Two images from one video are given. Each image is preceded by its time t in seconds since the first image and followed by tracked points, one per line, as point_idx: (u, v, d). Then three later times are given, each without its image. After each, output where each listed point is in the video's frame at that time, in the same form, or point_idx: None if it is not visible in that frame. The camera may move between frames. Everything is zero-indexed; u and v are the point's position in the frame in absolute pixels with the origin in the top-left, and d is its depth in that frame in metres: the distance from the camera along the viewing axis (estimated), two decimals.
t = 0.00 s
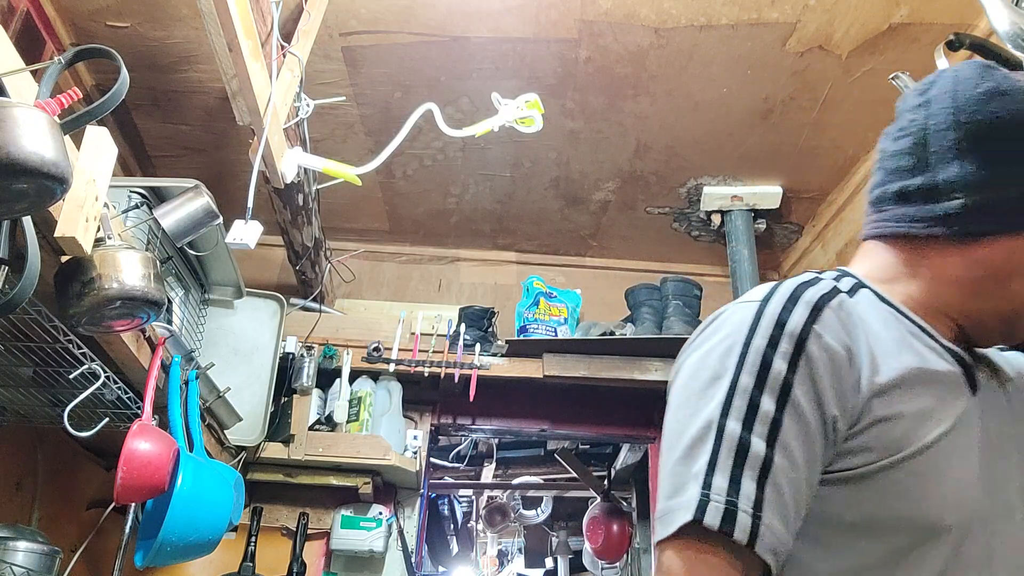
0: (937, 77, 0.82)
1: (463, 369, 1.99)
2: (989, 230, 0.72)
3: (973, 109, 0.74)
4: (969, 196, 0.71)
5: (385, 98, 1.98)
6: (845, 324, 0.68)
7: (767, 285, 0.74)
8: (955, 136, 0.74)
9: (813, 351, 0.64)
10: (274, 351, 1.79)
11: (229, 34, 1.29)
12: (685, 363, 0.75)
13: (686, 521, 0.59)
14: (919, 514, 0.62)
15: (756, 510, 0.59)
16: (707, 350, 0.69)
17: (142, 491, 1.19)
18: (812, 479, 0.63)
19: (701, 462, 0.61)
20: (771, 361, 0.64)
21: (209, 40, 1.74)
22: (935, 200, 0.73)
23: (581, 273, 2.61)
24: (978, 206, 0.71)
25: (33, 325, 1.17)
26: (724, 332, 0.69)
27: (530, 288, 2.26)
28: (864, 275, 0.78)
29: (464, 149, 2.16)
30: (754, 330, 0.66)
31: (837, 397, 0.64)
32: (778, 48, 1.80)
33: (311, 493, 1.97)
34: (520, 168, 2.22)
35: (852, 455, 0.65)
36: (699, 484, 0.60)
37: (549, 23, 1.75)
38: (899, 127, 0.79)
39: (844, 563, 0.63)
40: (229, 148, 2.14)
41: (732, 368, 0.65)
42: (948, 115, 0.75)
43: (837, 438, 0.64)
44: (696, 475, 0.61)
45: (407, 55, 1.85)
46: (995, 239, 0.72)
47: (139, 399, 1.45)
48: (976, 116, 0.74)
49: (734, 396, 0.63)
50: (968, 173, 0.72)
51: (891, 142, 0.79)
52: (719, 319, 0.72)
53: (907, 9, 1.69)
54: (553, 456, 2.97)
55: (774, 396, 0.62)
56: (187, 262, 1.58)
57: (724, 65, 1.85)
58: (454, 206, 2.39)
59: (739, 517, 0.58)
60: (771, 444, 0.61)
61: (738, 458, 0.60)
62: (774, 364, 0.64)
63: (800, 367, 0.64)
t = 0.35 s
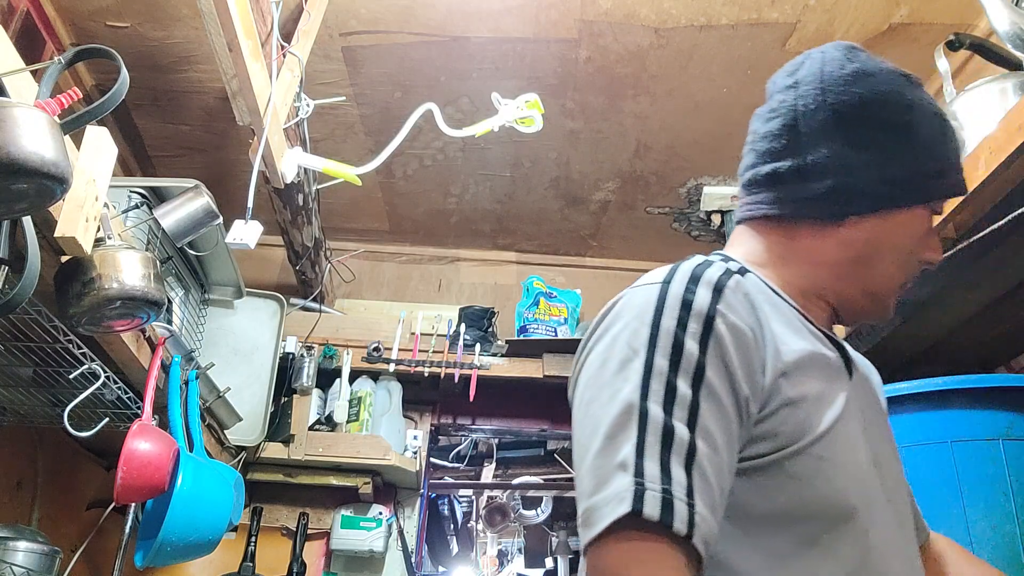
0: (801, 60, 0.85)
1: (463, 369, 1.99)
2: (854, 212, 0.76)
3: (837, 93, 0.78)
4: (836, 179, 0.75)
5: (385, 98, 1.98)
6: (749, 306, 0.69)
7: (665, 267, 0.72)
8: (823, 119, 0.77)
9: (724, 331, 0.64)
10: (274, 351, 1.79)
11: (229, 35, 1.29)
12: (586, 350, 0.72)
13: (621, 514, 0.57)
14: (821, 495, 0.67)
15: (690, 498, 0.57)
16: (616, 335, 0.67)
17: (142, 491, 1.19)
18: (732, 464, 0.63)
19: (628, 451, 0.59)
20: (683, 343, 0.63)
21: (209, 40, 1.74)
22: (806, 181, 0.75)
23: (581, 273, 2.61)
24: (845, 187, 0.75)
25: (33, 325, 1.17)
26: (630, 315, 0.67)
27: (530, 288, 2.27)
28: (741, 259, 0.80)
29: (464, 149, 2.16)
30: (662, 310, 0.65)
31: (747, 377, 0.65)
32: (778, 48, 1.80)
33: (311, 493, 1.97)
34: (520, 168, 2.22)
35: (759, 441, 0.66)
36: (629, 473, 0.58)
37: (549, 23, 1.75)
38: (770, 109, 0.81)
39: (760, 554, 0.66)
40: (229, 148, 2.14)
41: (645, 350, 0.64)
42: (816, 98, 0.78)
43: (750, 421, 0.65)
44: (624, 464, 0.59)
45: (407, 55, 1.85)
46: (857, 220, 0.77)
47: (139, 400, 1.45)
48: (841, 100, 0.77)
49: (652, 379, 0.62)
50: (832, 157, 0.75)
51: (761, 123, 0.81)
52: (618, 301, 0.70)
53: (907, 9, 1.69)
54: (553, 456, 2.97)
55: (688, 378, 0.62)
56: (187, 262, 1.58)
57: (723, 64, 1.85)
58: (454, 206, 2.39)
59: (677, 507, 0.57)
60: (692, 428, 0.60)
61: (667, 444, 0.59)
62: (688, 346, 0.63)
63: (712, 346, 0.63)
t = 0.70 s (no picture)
0: (853, 66, 0.87)
1: (464, 369, 1.99)
2: (903, 222, 0.77)
3: (890, 102, 0.80)
4: (887, 188, 0.76)
5: (385, 98, 1.98)
6: (769, 321, 0.69)
7: (691, 278, 0.73)
8: (876, 129, 0.79)
9: (739, 348, 0.65)
10: (274, 351, 1.79)
11: (229, 35, 1.29)
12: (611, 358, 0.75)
13: (610, 526, 0.59)
14: (835, 511, 0.65)
15: (681, 515, 0.59)
16: (632, 347, 0.68)
17: (142, 491, 1.19)
18: (739, 479, 0.63)
19: (626, 465, 0.61)
20: (695, 358, 0.64)
21: (209, 40, 1.74)
22: (855, 190, 0.77)
23: (581, 273, 2.60)
24: (895, 198, 0.76)
25: (33, 325, 1.17)
26: (648, 328, 0.68)
27: (530, 288, 2.27)
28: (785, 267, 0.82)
29: (464, 149, 2.15)
30: (679, 325, 0.66)
31: (762, 394, 0.65)
32: (778, 48, 1.80)
33: (311, 493, 1.97)
34: (520, 168, 2.22)
35: (773, 455, 0.66)
36: (623, 488, 0.60)
37: (549, 23, 1.75)
38: (822, 114, 0.83)
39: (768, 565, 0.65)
40: (229, 148, 2.14)
41: (656, 364, 0.65)
42: (871, 106, 0.80)
43: (765, 435, 0.65)
44: (621, 478, 0.61)
45: (406, 55, 1.85)
46: (907, 231, 0.78)
47: (139, 399, 1.45)
48: (895, 110, 0.79)
49: (660, 394, 0.63)
50: (885, 167, 0.77)
51: (813, 127, 0.83)
52: (643, 312, 0.72)
53: (907, 9, 1.69)
54: (553, 456, 2.97)
55: (697, 394, 0.63)
56: (187, 262, 1.58)
57: (723, 64, 1.84)
58: (454, 206, 2.39)
59: (664, 522, 0.58)
60: (695, 444, 0.61)
61: (665, 459, 0.60)
62: (699, 361, 0.64)
63: (724, 362, 0.64)
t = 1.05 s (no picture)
0: (963, 78, 0.78)
1: (464, 369, 2.00)
2: (1003, 244, 0.70)
3: (1001, 117, 0.71)
4: (988, 207, 0.69)
5: (385, 98, 1.98)
6: (880, 315, 0.65)
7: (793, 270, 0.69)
8: (981, 145, 0.71)
9: (857, 338, 0.61)
10: (274, 351, 1.79)
11: (229, 34, 1.29)
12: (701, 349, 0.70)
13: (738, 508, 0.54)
14: (940, 513, 0.62)
15: (811, 500, 0.54)
16: (739, 334, 0.64)
17: (142, 491, 1.19)
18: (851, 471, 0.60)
19: (748, 447, 0.56)
20: (814, 346, 0.60)
21: (209, 40, 1.74)
22: (953, 208, 0.71)
23: (581, 273, 2.61)
24: (998, 218, 0.69)
25: (33, 325, 1.17)
26: (757, 316, 0.64)
27: (530, 288, 2.27)
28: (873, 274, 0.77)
29: (464, 149, 2.16)
30: (795, 312, 0.62)
31: (875, 389, 0.61)
32: (778, 48, 1.80)
33: (311, 493, 1.97)
34: (520, 168, 2.22)
35: (880, 452, 0.63)
36: (749, 470, 0.55)
37: (549, 23, 1.75)
38: (922, 126, 0.76)
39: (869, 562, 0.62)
40: (229, 148, 2.14)
41: (772, 350, 0.61)
42: (977, 120, 0.72)
43: (874, 431, 0.62)
44: (744, 461, 0.56)
45: (406, 55, 1.85)
46: (1007, 252, 0.71)
47: (139, 399, 1.45)
48: (1006, 126, 0.71)
49: (780, 379, 0.58)
50: (988, 185, 0.69)
51: (912, 139, 0.76)
52: (744, 301, 0.68)
53: (906, 9, 1.69)
54: (553, 456, 2.98)
55: (818, 382, 0.59)
56: (187, 262, 1.57)
57: (724, 64, 1.84)
58: (454, 206, 2.39)
59: (795, 506, 0.53)
60: (819, 431, 0.57)
61: (791, 444, 0.56)
62: (819, 349, 0.60)
63: (842, 352, 0.60)
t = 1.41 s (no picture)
0: (922, 49, 0.78)
1: (463, 369, 2.00)
2: (961, 222, 0.72)
3: (962, 90, 0.71)
4: (949, 185, 0.70)
5: (385, 98, 1.98)
6: (887, 314, 0.66)
7: (791, 257, 0.67)
8: (941, 121, 0.71)
9: (876, 339, 0.61)
10: (274, 351, 1.79)
11: (229, 34, 1.29)
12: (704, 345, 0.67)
13: (803, 537, 0.52)
14: (945, 515, 0.66)
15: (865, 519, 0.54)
16: (757, 334, 0.61)
17: (142, 491, 1.19)
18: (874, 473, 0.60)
19: (798, 464, 0.54)
20: (842, 346, 0.59)
21: (209, 40, 1.74)
22: (913, 185, 0.71)
23: (581, 273, 2.61)
24: (957, 195, 0.70)
25: (33, 325, 1.17)
26: (774, 314, 0.62)
27: (530, 288, 2.27)
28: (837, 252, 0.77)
29: (464, 149, 2.16)
30: (818, 311, 0.61)
31: (894, 390, 0.62)
32: (778, 48, 1.80)
33: (311, 493, 1.97)
34: (520, 168, 2.22)
35: (895, 457, 0.64)
36: (805, 491, 0.53)
37: (549, 23, 1.75)
38: (882, 98, 0.76)
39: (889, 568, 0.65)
40: (229, 148, 2.14)
41: (802, 353, 0.59)
42: (938, 94, 0.72)
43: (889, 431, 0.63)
44: (795, 480, 0.54)
45: (406, 55, 1.85)
46: (966, 231, 0.72)
47: (139, 399, 1.45)
48: (966, 100, 0.71)
49: (817, 386, 0.57)
50: (947, 163, 0.70)
51: (873, 113, 0.76)
52: (752, 296, 0.65)
53: (907, 8, 1.69)
54: (553, 456, 2.98)
55: (849, 386, 0.58)
56: (187, 262, 1.57)
57: (724, 64, 1.85)
58: (454, 206, 2.39)
59: (856, 529, 0.52)
60: (857, 440, 0.57)
61: (840, 459, 0.54)
62: (847, 351, 0.59)
63: (867, 353, 0.60)
